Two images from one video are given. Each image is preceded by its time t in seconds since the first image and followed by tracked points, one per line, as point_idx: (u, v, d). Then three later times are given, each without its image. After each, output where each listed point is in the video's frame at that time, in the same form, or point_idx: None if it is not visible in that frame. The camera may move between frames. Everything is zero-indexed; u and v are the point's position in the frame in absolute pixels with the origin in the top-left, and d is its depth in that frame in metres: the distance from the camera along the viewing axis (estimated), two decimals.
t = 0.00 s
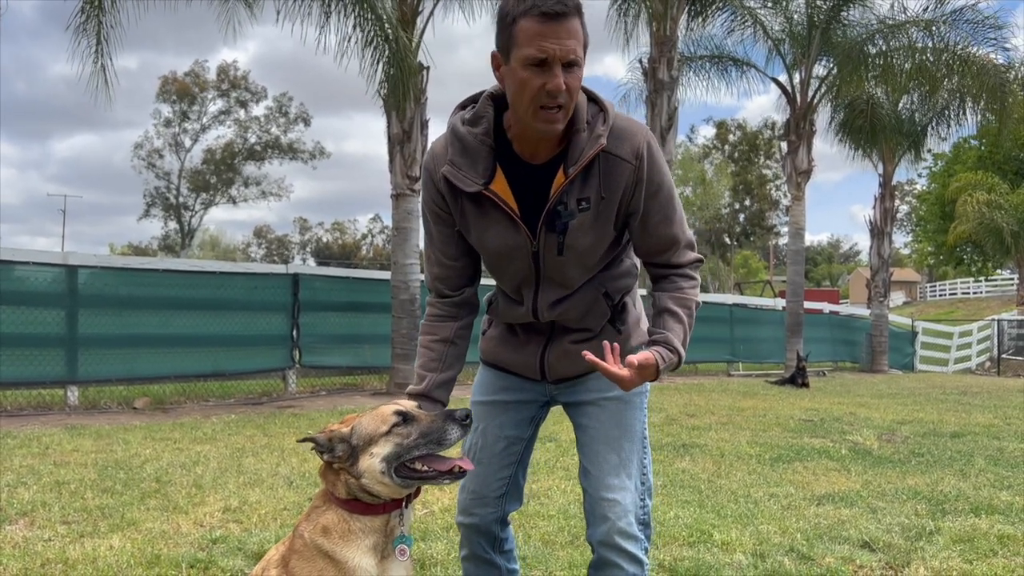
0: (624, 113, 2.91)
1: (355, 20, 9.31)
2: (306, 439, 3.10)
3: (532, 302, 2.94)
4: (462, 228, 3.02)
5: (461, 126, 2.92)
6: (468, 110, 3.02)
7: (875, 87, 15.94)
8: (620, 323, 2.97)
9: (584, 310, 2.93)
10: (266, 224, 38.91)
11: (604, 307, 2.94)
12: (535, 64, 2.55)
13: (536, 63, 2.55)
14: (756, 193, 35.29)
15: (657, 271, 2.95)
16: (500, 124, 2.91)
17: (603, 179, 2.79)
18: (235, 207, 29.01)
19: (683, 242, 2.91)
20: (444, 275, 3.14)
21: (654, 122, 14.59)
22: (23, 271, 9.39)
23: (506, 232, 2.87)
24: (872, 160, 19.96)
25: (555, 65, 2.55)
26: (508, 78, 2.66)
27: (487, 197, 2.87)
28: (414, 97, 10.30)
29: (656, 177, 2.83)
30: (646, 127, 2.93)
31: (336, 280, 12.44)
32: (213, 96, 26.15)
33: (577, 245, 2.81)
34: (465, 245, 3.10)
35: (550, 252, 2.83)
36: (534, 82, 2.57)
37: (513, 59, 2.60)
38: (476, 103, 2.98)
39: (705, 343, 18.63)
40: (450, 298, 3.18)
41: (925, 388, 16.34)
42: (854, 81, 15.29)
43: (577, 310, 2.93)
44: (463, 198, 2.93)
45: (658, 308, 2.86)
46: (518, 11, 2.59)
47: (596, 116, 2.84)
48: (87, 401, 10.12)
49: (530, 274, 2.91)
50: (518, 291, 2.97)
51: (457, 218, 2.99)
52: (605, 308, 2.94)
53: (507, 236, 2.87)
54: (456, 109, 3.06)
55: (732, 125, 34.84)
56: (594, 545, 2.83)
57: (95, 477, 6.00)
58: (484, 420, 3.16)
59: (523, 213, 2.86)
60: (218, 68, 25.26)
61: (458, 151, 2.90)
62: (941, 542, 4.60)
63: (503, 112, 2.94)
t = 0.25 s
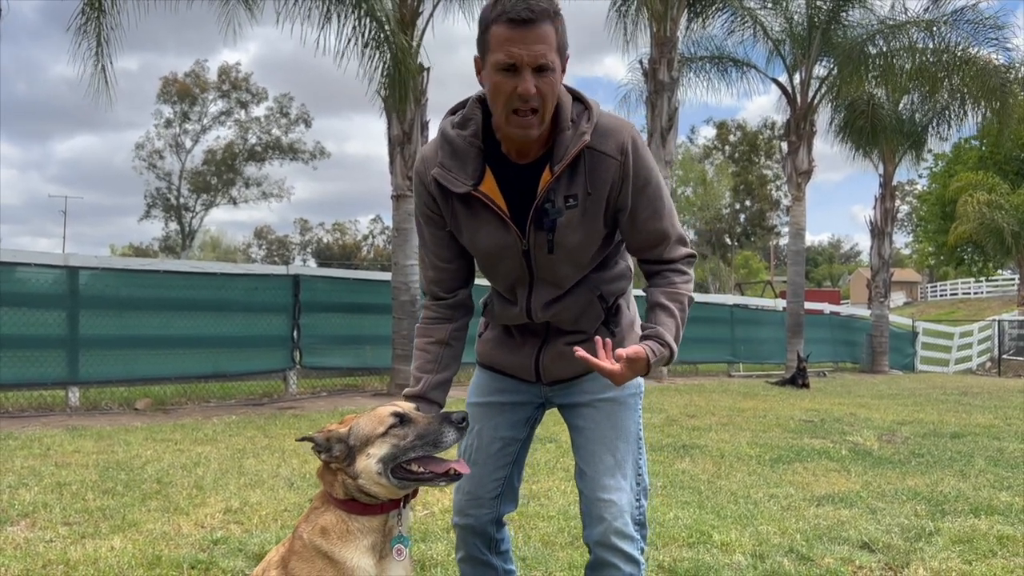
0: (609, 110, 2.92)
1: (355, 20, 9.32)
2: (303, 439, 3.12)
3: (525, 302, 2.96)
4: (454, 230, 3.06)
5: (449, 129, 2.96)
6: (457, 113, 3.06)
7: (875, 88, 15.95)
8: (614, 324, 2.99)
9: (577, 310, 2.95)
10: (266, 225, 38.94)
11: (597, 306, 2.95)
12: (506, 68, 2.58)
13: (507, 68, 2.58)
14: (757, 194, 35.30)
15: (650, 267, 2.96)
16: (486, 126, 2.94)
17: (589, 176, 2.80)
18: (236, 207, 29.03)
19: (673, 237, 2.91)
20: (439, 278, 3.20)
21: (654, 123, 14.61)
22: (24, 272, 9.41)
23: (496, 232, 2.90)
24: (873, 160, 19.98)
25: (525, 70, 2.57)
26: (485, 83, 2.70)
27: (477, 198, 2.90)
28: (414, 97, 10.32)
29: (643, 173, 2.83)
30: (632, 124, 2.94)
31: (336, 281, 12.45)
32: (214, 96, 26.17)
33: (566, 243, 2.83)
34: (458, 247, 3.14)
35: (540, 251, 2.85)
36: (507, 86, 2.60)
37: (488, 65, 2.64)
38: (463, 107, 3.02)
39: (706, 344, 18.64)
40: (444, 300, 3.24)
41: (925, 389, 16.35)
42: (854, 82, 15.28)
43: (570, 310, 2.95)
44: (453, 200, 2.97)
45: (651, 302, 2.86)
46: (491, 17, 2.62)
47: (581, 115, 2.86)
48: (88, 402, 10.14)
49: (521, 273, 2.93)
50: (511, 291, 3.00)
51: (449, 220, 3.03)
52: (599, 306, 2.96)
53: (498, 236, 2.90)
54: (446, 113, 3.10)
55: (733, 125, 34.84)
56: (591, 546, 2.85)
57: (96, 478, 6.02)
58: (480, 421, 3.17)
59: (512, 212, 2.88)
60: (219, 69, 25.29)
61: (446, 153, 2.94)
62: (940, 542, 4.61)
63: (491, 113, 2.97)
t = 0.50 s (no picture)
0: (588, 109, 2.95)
1: (354, 20, 9.33)
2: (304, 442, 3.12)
3: (515, 302, 2.99)
4: (443, 234, 3.12)
5: (433, 135, 3.03)
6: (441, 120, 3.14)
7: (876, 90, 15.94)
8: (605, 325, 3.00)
9: (568, 310, 2.96)
10: (267, 226, 38.97)
11: (587, 307, 2.96)
12: (472, 70, 2.64)
13: (472, 70, 2.64)
14: (757, 194, 35.30)
15: (637, 260, 2.92)
16: (468, 130, 3.00)
17: (568, 173, 2.82)
18: (237, 208, 29.06)
19: (658, 229, 2.88)
20: (433, 281, 3.27)
21: (655, 124, 14.64)
22: (25, 274, 9.41)
23: (481, 233, 2.95)
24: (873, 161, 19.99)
25: (489, 71, 2.62)
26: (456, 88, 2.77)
27: (462, 199, 2.95)
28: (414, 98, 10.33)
29: (622, 167, 2.83)
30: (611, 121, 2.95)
31: (337, 282, 12.45)
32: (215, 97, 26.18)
33: (549, 240, 2.85)
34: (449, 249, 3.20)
35: (524, 249, 2.88)
36: (474, 88, 2.66)
37: (455, 69, 2.70)
38: (446, 114, 3.09)
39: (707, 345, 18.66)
40: (438, 303, 3.31)
41: (925, 390, 16.35)
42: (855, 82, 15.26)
43: (561, 310, 2.96)
44: (440, 204, 3.03)
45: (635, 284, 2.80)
46: (456, 24, 2.70)
47: (558, 113, 2.89)
48: (89, 403, 10.14)
49: (507, 273, 2.97)
50: (501, 292, 3.04)
51: (437, 224, 3.09)
52: (588, 306, 2.97)
53: (483, 237, 2.95)
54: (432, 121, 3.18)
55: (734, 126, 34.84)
56: (586, 547, 2.85)
57: (96, 480, 6.03)
58: (474, 422, 3.20)
59: (497, 213, 2.93)
60: (220, 71, 25.30)
61: (431, 159, 3.01)
62: (939, 544, 4.61)
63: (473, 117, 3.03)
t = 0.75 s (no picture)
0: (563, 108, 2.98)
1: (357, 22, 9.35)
2: (309, 446, 3.09)
3: (503, 300, 3.02)
4: (433, 235, 3.20)
5: (417, 141, 3.13)
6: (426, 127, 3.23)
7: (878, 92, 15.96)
8: (597, 327, 3.00)
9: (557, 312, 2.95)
10: (269, 227, 39.01)
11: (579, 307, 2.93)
12: (441, 77, 2.73)
13: (441, 78, 2.73)
14: (759, 196, 35.29)
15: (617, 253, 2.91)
16: (451, 133, 3.08)
17: (543, 171, 2.86)
18: (238, 210, 29.07)
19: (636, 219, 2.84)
20: (426, 284, 3.33)
21: (656, 125, 14.66)
22: (27, 275, 9.42)
23: (464, 233, 3.03)
24: (875, 163, 19.98)
25: (458, 77, 2.70)
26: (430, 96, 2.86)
27: (446, 202, 3.03)
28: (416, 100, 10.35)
29: (597, 161, 2.85)
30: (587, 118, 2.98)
31: (339, 283, 12.46)
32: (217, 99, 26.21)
33: (529, 237, 2.91)
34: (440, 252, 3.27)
35: (506, 246, 2.94)
36: (444, 94, 2.75)
37: (428, 77, 2.79)
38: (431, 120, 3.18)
39: (709, 346, 18.65)
40: (432, 304, 3.36)
41: (927, 392, 16.34)
42: (857, 85, 15.27)
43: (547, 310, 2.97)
44: (426, 206, 3.11)
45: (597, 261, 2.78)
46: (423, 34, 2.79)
47: (533, 113, 2.93)
48: (91, 404, 10.15)
49: (492, 272, 3.03)
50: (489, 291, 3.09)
51: (425, 227, 3.18)
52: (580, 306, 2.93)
53: (468, 237, 3.02)
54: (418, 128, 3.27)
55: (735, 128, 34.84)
56: (585, 546, 2.88)
57: (98, 481, 6.03)
58: (472, 421, 3.25)
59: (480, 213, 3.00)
60: (223, 72, 25.33)
61: (415, 164, 3.10)
62: (941, 546, 4.61)
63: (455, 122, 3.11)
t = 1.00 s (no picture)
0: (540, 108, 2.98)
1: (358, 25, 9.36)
2: (309, 452, 3.06)
3: (489, 303, 3.02)
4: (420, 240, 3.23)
5: (401, 150, 3.17)
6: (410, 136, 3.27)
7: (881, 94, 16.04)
8: (588, 328, 2.97)
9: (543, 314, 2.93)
10: (271, 227, 39.02)
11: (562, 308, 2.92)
12: (415, 87, 2.78)
13: (415, 87, 2.77)
14: (761, 197, 35.25)
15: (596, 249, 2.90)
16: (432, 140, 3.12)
17: (520, 171, 2.86)
18: (240, 210, 29.07)
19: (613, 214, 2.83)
20: (416, 289, 3.35)
21: (658, 126, 14.67)
22: (28, 276, 9.42)
23: (447, 237, 3.05)
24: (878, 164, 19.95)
25: (431, 84, 2.75)
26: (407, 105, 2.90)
27: (429, 207, 3.06)
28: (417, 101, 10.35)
29: (571, 159, 2.84)
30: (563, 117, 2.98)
31: (340, 284, 12.45)
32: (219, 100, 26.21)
33: (509, 238, 2.92)
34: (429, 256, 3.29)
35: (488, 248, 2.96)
36: (419, 102, 2.79)
37: (403, 88, 2.85)
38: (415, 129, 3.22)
39: (711, 348, 18.64)
40: (424, 309, 3.36)
41: (929, 394, 16.31)
42: (859, 86, 15.31)
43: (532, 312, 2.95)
44: (410, 212, 3.14)
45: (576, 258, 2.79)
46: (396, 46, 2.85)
47: (509, 115, 2.95)
48: (92, 405, 10.14)
49: (476, 275, 3.04)
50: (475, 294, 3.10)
51: (412, 232, 3.21)
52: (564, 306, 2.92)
53: (450, 241, 3.04)
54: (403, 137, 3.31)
55: (737, 129, 34.81)
56: (579, 549, 2.89)
57: (99, 482, 6.02)
58: (464, 423, 3.24)
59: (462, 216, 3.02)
60: (224, 74, 25.34)
61: (399, 171, 3.14)
62: (944, 549, 4.58)
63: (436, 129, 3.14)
